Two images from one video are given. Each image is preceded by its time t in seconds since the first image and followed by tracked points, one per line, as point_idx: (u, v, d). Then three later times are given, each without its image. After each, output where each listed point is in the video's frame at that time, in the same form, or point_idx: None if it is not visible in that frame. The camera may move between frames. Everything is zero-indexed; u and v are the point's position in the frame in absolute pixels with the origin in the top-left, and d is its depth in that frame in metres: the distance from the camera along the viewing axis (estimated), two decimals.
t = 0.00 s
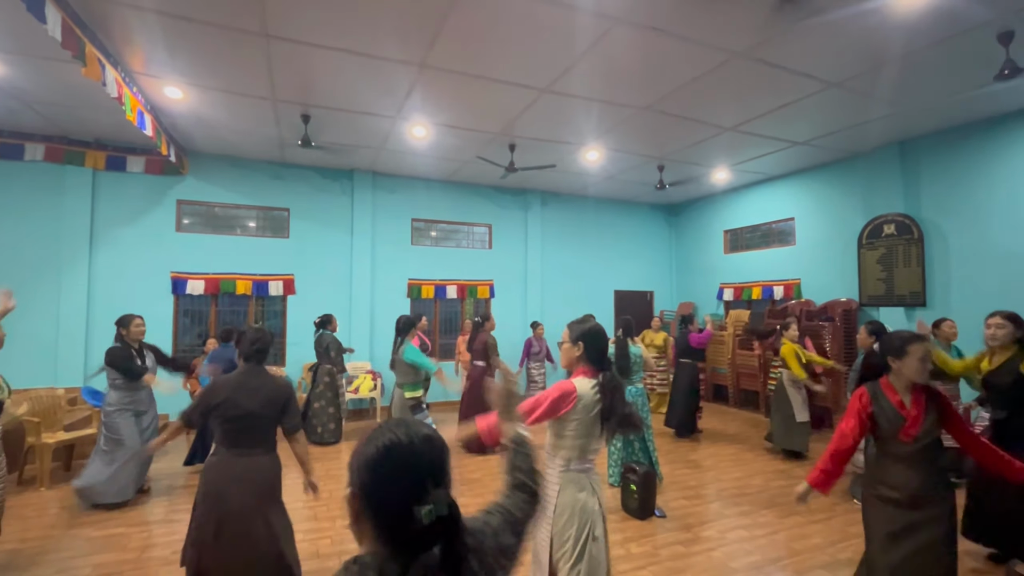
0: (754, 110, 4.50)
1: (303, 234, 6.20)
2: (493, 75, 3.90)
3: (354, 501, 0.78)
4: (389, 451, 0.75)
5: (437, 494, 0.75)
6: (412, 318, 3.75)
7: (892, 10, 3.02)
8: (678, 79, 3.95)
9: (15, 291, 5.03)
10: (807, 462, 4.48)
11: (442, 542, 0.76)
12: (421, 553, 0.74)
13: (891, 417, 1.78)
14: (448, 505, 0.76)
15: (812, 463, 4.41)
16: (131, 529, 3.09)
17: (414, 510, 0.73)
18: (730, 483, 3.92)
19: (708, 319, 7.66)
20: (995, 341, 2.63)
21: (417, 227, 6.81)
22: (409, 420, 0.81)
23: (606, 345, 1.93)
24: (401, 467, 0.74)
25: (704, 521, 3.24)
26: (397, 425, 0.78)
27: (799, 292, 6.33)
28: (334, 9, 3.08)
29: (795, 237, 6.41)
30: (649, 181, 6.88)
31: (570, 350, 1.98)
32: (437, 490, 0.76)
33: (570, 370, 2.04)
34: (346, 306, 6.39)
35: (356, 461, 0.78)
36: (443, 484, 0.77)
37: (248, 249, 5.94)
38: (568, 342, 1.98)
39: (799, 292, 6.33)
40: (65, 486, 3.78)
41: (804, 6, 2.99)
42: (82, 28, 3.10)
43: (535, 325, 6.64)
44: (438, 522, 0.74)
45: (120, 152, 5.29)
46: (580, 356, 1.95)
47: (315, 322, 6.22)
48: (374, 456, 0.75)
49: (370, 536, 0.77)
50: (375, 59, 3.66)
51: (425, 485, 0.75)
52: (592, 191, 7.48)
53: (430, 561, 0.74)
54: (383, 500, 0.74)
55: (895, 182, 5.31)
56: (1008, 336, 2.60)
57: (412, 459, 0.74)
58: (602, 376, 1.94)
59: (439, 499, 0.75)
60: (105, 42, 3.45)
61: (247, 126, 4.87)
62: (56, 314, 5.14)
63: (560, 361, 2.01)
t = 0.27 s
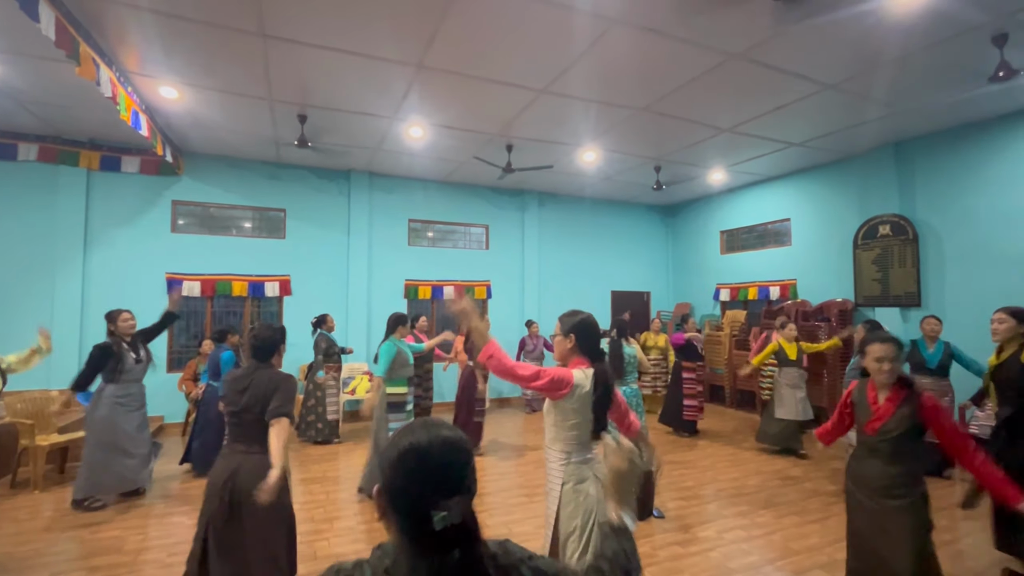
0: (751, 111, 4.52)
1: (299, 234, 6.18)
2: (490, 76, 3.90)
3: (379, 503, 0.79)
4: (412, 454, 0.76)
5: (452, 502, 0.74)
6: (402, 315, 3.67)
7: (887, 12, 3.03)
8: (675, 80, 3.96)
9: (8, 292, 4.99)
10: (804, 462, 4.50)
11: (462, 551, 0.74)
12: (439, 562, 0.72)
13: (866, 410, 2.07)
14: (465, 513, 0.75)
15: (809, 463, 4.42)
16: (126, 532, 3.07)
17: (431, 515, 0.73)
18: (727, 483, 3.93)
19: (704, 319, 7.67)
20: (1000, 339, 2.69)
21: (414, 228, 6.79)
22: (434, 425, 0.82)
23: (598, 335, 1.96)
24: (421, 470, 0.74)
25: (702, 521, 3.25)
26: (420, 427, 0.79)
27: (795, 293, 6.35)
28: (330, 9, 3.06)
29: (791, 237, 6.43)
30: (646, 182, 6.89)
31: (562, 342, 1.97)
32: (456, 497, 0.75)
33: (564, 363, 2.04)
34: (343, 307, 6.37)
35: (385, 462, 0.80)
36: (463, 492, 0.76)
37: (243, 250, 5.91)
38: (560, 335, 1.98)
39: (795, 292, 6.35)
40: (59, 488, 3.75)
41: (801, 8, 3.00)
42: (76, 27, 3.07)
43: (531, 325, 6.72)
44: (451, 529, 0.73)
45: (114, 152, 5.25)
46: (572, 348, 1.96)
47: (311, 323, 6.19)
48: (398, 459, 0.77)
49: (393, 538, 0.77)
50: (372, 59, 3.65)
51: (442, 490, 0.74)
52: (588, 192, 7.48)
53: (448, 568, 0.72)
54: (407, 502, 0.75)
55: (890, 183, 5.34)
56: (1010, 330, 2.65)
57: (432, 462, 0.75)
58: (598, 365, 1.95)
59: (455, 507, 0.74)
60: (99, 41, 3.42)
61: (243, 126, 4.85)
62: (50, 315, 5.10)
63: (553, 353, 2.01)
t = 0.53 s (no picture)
0: (747, 111, 4.53)
1: (295, 234, 6.15)
2: (488, 75, 3.89)
3: (389, 502, 0.81)
4: (422, 455, 0.78)
5: (460, 507, 0.76)
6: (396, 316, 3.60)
7: (883, 14, 3.05)
8: (673, 81, 3.96)
9: None
10: (799, 461, 4.52)
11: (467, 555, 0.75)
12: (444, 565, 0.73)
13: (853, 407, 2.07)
14: (470, 517, 0.76)
15: (805, 463, 4.44)
16: (122, 534, 3.05)
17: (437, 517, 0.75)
18: (724, 483, 3.94)
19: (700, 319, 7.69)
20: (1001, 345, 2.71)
21: (410, 228, 6.78)
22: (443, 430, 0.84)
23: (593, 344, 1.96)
24: (429, 472, 0.77)
25: (699, 521, 3.26)
26: (429, 431, 0.81)
27: (791, 293, 6.38)
28: (327, 8, 3.05)
29: (786, 238, 6.46)
30: (642, 182, 6.90)
31: (557, 350, 1.98)
32: (463, 501, 0.77)
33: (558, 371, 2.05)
34: (339, 307, 6.34)
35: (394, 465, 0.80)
36: (470, 497, 0.78)
37: (239, 250, 5.88)
38: (555, 343, 1.99)
39: (791, 293, 6.38)
40: (53, 490, 3.72)
41: (798, 8, 3.01)
42: (70, 24, 3.05)
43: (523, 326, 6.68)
44: (456, 535, 0.75)
45: (108, 151, 5.20)
46: (565, 357, 1.97)
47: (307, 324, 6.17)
48: (407, 460, 0.78)
49: (401, 538, 0.78)
50: (370, 59, 3.64)
51: (449, 493, 0.76)
52: (585, 192, 7.49)
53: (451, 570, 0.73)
54: (414, 504, 0.77)
55: (885, 183, 5.37)
56: (1009, 335, 2.68)
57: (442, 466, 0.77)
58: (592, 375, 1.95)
59: (462, 512, 0.75)
60: (94, 39, 3.40)
61: (239, 125, 4.82)
62: (43, 316, 5.05)
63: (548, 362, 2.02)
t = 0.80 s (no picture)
0: (748, 108, 4.52)
1: (295, 233, 6.14)
2: (489, 72, 3.88)
3: (340, 501, 0.77)
4: (375, 452, 0.75)
5: (416, 499, 0.75)
6: (398, 315, 3.62)
7: (886, 10, 3.04)
8: (674, 78, 3.95)
9: None
10: (801, 459, 4.51)
11: (426, 541, 0.76)
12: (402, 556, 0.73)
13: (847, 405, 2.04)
14: (428, 507, 0.76)
15: (807, 461, 4.43)
16: (123, 532, 3.05)
17: (394, 512, 0.74)
18: (725, 481, 3.94)
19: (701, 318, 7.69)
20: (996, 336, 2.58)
21: (411, 226, 6.77)
22: (394, 422, 0.81)
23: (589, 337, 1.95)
24: (385, 469, 0.73)
25: (700, 519, 3.25)
26: (381, 426, 0.78)
27: (791, 291, 6.38)
28: (328, 4, 3.04)
29: (787, 235, 6.45)
30: (643, 180, 6.90)
31: (553, 342, 1.99)
32: (419, 492, 0.76)
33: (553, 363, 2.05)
34: (339, 305, 6.34)
35: (344, 461, 0.77)
36: (426, 488, 0.76)
37: (239, 249, 5.87)
38: (551, 335, 1.99)
39: (791, 291, 6.38)
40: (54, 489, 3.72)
41: (800, 4, 2.99)
42: (69, 21, 3.03)
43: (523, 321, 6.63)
44: (412, 525, 0.74)
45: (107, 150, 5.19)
46: (562, 349, 1.96)
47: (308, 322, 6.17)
48: (359, 457, 0.75)
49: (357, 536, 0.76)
50: (370, 55, 3.62)
51: (406, 487, 0.74)
52: (585, 190, 7.48)
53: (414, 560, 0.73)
54: (366, 500, 0.74)
55: (886, 180, 5.35)
56: (1006, 327, 2.54)
57: (397, 460, 0.74)
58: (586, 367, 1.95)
59: (418, 503, 0.75)
60: (93, 36, 3.38)
61: (238, 123, 4.81)
62: (42, 314, 5.05)
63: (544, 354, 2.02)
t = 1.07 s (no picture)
0: (755, 105, 4.48)
1: (300, 232, 6.16)
2: (495, 71, 3.86)
3: (260, 518, 0.77)
4: (291, 471, 0.75)
5: (328, 520, 0.75)
6: (411, 314, 3.64)
7: (894, 5, 3.00)
8: (680, 75, 3.93)
9: (7, 290, 4.97)
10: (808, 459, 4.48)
11: (339, 560, 0.76)
12: None
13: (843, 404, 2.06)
14: (339, 529, 0.76)
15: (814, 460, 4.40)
16: (129, 530, 3.06)
17: (305, 532, 0.74)
18: (731, 480, 3.92)
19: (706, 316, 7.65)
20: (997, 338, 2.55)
21: (415, 225, 6.77)
22: (319, 440, 0.81)
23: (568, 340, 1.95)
24: (297, 489, 0.74)
25: (706, 518, 3.24)
26: (304, 444, 0.78)
27: (798, 289, 6.34)
28: (332, 3, 3.03)
29: (793, 234, 6.41)
30: (648, 178, 6.87)
31: (534, 345, 1.95)
32: (332, 514, 0.76)
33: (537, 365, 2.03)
34: (344, 304, 6.35)
35: (263, 478, 0.78)
36: (340, 510, 0.76)
37: (245, 248, 5.89)
38: (533, 338, 1.95)
39: (798, 289, 6.34)
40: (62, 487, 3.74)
41: None
42: (75, 21, 3.04)
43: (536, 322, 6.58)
44: (322, 548, 0.74)
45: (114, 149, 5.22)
46: (542, 351, 1.94)
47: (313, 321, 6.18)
48: (277, 476, 0.76)
49: (274, 555, 0.76)
50: (375, 54, 3.61)
51: (320, 508, 0.75)
52: (589, 188, 7.46)
53: None
54: (282, 519, 0.75)
55: (894, 178, 5.30)
56: (1006, 328, 2.52)
57: (313, 481, 0.74)
58: (566, 370, 1.96)
59: (330, 526, 0.75)
60: (99, 36, 3.39)
61: (242, 122, 4.82)
62: (50, 313, 5.08)
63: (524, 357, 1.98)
